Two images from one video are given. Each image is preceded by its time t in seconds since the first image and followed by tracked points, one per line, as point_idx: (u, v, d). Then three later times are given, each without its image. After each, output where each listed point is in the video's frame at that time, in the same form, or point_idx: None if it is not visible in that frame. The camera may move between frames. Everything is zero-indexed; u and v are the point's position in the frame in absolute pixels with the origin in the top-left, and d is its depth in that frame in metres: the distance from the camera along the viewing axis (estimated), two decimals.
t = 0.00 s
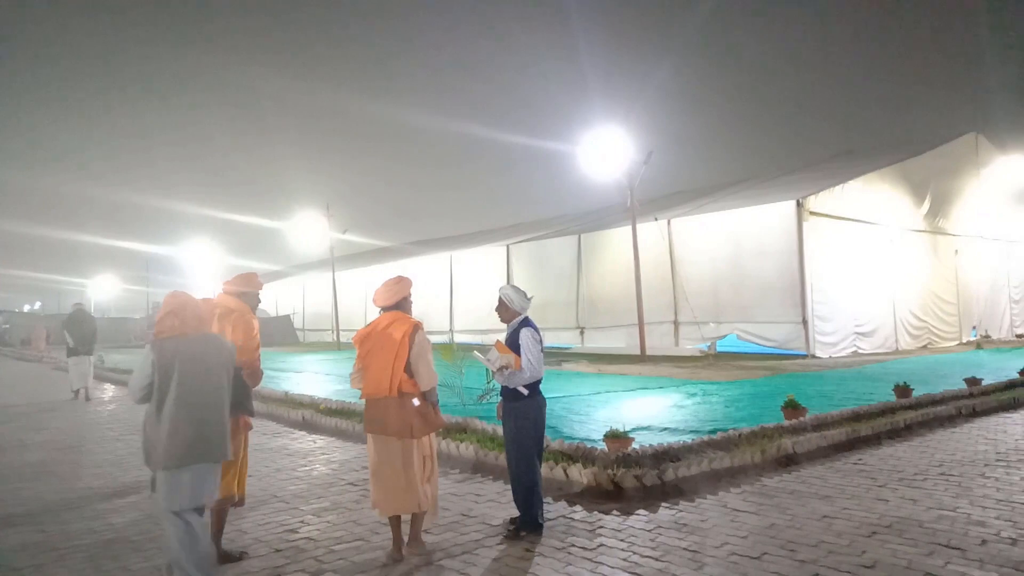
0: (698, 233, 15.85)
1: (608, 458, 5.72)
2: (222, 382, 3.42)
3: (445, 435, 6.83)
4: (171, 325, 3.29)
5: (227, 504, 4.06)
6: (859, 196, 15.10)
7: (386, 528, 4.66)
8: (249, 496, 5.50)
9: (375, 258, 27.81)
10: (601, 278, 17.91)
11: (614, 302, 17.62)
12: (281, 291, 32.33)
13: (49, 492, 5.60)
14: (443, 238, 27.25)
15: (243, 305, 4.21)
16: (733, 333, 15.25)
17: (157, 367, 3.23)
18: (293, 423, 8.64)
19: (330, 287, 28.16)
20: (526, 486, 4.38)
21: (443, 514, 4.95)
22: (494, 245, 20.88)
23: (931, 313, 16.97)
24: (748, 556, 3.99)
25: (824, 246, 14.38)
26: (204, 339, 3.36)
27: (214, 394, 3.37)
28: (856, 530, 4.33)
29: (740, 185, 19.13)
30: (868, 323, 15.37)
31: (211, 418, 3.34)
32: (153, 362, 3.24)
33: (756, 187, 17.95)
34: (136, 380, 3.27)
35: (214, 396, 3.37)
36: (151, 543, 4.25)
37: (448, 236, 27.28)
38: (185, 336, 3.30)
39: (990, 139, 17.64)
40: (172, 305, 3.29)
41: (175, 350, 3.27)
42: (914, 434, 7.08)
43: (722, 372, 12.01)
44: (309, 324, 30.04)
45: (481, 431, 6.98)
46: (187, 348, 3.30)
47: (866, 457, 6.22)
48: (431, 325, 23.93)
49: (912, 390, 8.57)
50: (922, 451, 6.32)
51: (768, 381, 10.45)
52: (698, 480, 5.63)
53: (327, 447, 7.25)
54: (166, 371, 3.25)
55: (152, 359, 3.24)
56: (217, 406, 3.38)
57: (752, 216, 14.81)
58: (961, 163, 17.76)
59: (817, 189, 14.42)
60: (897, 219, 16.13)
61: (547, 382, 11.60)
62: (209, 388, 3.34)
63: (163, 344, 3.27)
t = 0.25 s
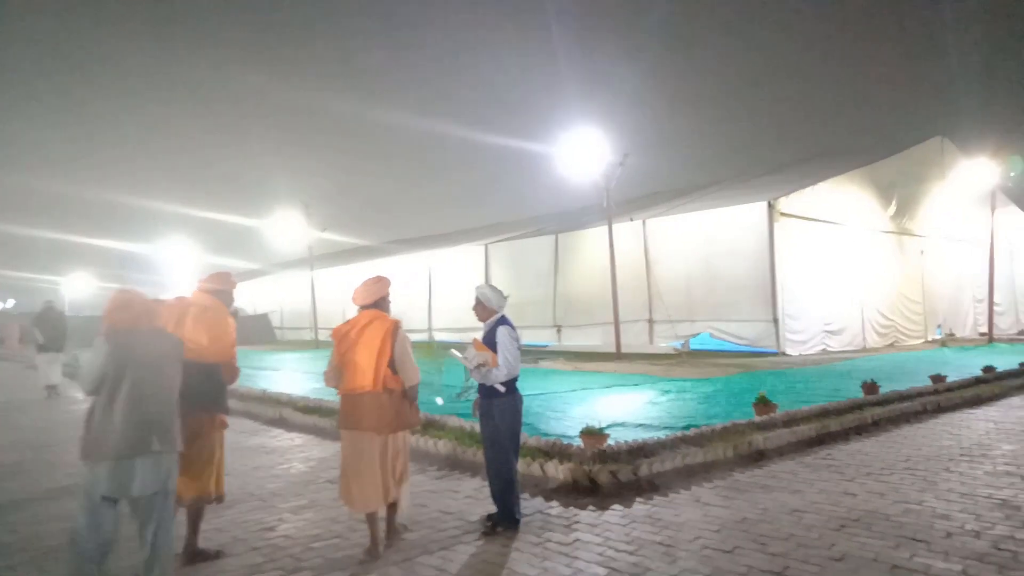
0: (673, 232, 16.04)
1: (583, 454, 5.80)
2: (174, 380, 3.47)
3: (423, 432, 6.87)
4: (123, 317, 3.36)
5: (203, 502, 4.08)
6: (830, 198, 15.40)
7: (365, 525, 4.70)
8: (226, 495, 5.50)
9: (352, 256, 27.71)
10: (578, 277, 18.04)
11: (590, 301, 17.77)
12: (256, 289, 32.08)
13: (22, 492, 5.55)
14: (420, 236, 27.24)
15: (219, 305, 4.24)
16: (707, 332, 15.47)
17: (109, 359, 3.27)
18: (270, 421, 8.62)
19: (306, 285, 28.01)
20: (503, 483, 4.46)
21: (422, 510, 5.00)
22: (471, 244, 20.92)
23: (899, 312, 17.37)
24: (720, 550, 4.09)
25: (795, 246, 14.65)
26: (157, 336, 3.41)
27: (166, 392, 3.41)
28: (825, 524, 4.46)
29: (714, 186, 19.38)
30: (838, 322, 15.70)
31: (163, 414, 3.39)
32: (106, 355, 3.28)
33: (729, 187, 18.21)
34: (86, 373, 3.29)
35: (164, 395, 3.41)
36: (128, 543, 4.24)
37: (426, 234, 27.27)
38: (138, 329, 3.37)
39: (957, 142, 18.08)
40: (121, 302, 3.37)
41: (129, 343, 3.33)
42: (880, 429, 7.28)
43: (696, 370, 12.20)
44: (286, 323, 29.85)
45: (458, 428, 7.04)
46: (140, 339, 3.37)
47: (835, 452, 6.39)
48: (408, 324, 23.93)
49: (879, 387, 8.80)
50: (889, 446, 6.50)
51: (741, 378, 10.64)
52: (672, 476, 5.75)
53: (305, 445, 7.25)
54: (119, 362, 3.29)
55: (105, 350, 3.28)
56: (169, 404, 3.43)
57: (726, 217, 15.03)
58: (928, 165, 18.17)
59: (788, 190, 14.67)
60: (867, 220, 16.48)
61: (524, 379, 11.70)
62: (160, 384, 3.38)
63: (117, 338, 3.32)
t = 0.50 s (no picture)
0: (645, 233, 16.12)
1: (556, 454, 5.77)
2: (98, 381, 3.41)
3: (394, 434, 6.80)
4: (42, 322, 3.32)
5: (168, 507, 3.94)
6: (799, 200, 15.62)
7: (334, 528, 4.62)
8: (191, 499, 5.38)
9: (323, 256, 27.42)
10: (551, 278, 18.07)
11: (563, 301, 17.80)
12: (225, 289, 31.57)
13: None
14: (393, 236, 27.07)
15: (183, 306, 4.12)
16: (678, 332, 15.61)
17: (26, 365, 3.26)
18: (237, 424, 8.47)
19: (277, 285, 27.65)
20: (475, 484, 4.42)
21: (392, 513, 4.93)
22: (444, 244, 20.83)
23: (866, 312, 17.70)
24: (691, 549, 4.10)
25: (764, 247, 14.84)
26: (75, 337, 3.36)
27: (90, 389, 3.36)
28: (793, 522, 4.49)
29: (685, 187, 19.55)
30: (807, 322, 15.94)
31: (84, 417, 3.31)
32: (24, 361, 3.27)
33: (700, 189, 18.38)
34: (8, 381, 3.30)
35: (87, 397, 3.35)
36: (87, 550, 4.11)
37: (398, 234, 27.09)
38: (56, 333, 3.32)
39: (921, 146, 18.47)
40: (42, 305, 3.32)
41: (47, 347, 3.30)
42: (848, 428, 7.38)
43: (667, 370, 12.28)
44: (255, 323, 29.42)
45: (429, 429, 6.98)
46: (57, 343, 3.32)
47: (804, 451, 6.45)
48: (380, 325, 23.76)
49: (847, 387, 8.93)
50: (856, 445, 6.59)
51: (712, 378, 10.74)
52: (644, 476, 5.76)
53: (273, 448, 7.13)
54: (36, 368, 3.26)
55: (24, 357, 3.27)
56: (92, 401, 3.37)
57: (697, 218, 15.17)
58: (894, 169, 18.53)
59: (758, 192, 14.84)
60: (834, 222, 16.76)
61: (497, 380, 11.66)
62: (83, 382, 3.34)
63: (36, 343, 3.30)
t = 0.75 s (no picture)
0: (606, 235, 16.26)
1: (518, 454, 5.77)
2: None
3: (353, 436, 6.72)
4: None
5: (118, 512, 3.85)
6: (756, 203, 15.95)
7: (293, 533, 4.54)
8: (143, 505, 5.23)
9: (282, 256, 26.99)
10: (513, 278, 18.10)
11: (525, 302, 17.86)
12: (180, 289, 30.84)
13: None
14: (355, 236, 26.80)
15: (132, 305, 4.01)
16: (638, 332, 15.80)
17: None
18: (192, 427, 8.27)
19: (234, 285, 27.13)
20: (436, 484, 4.40)
21: (352, 515, 4.88)
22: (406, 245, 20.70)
23: (820, 312, 18.16)
24: (651, 547, 4.14)
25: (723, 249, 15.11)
26: None
27: None
28: (750, 519, 4.57)
29: (646, 189, 19.79)
30: (763, 322, 16.28)
31: None
32: None
33: (660, 191, 18.64)
34: None
35: None
36: (33, 560, 3.98)
37: (360, 234, 26.83)
38: None
39: (872, 151, 19.05)
40: None
41: None
42: (803, 426, 7.56)
43: (628, 369, 12.41)
44: (212, 324, 28.79)
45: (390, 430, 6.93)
46: None
47: (761, 448, 6.58)
48: (342, 325, 23.50)
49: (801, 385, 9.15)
50: (811, 442, 6.74)
51: (672, 377, 10.89)
52: (605, 474, 5.80)
53: (230, 451, 6.99)
54: None
55: None
56: None
57: (657, 220, 15.37)
58: (847, 173, 19.05)
59: (716, 195, 15.09)
60: (790, 224, 17.15)
61: (458, 381, 11.63)
62: None
63: None
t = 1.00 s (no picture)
0: (574, 235, 16.34)
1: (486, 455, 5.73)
2: None
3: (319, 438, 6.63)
4: None
5: (79, 517, 3.73)
6: (721, 205, 16.19)
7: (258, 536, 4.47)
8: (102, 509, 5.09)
9: (247, 255, 26.57)
10: (481, 279, 18.09)
11: (493, 302, 17.86)
12: (140, 288, 30.16)
13: None
14: (322, 235, 26.50)
15: (89, 303, 3.91)
16: (606, 332, 15.92)
17: None
18: (152, 429, 8.08)
19: (197, 285, 26.61)
20: (402, 485, 4.35)
21: (318, 518, 4.81)
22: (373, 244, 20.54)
23: (783, 313, 18.51)
24: (618, 546, 4.17)
25: (688, 250, 15.30)
26: None
27: None
28: (716, 516, 4.63)
29: (614, 190, 19.94)
30: (728, 322, 16.53)
31: None
32: None
33: (628, 192, 18.81)
34: None
35: None
36: None
37: (327, 234, 26.55)
38: None
39: (834, 155, 19.51)
40: None
41: None
42: (767, 424, 7.68)
43: (595, 369, 12.49)
44: (174, 325, 28.21)
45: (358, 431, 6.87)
46: None
47: (726, 447, 6.67)
48: (308, 326, 23.22)
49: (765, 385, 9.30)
50: (774, 440, 6.87)
51: (639, 377, 10.99)
52: (572, 474, 5.82)
53: (192, 454, 6.84)
54: None
55: None
56: None
57: (624, 221, 15.50)
58: (809, 177, 19.45)
59: (682, 197, 15.27)
60: (754, 226, 17.45)
61: (427, 381, 11.57)
62: None
63: None
